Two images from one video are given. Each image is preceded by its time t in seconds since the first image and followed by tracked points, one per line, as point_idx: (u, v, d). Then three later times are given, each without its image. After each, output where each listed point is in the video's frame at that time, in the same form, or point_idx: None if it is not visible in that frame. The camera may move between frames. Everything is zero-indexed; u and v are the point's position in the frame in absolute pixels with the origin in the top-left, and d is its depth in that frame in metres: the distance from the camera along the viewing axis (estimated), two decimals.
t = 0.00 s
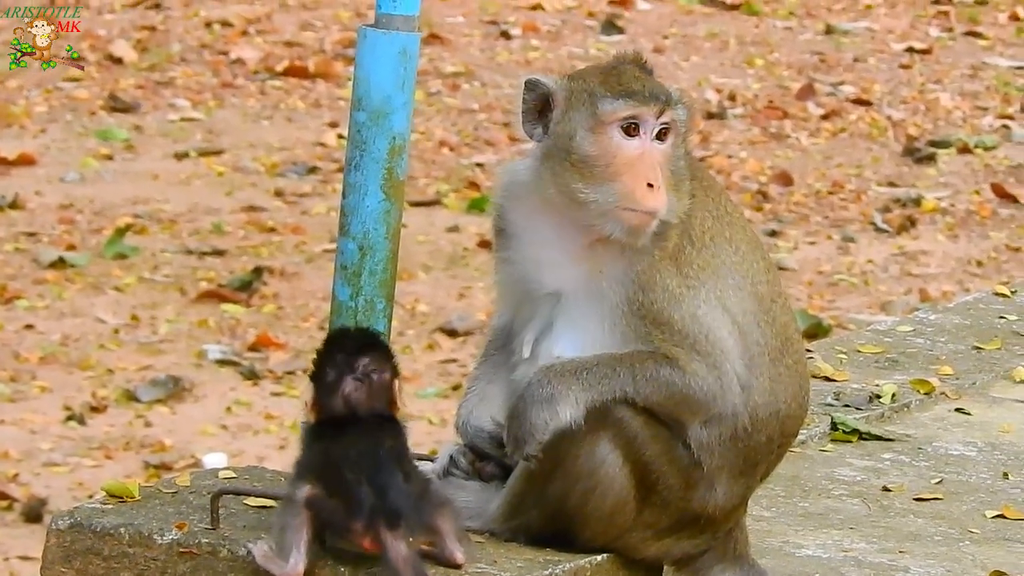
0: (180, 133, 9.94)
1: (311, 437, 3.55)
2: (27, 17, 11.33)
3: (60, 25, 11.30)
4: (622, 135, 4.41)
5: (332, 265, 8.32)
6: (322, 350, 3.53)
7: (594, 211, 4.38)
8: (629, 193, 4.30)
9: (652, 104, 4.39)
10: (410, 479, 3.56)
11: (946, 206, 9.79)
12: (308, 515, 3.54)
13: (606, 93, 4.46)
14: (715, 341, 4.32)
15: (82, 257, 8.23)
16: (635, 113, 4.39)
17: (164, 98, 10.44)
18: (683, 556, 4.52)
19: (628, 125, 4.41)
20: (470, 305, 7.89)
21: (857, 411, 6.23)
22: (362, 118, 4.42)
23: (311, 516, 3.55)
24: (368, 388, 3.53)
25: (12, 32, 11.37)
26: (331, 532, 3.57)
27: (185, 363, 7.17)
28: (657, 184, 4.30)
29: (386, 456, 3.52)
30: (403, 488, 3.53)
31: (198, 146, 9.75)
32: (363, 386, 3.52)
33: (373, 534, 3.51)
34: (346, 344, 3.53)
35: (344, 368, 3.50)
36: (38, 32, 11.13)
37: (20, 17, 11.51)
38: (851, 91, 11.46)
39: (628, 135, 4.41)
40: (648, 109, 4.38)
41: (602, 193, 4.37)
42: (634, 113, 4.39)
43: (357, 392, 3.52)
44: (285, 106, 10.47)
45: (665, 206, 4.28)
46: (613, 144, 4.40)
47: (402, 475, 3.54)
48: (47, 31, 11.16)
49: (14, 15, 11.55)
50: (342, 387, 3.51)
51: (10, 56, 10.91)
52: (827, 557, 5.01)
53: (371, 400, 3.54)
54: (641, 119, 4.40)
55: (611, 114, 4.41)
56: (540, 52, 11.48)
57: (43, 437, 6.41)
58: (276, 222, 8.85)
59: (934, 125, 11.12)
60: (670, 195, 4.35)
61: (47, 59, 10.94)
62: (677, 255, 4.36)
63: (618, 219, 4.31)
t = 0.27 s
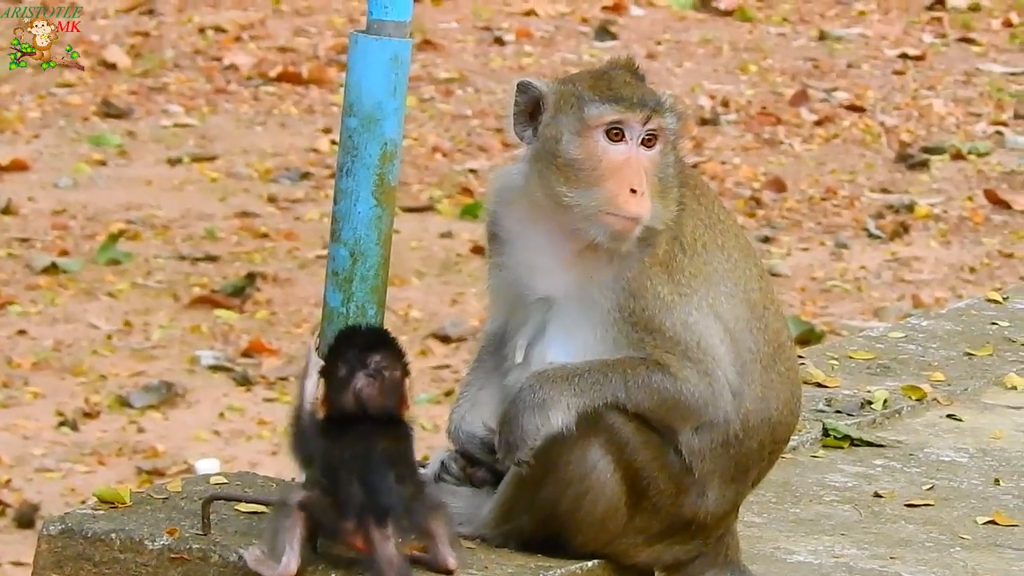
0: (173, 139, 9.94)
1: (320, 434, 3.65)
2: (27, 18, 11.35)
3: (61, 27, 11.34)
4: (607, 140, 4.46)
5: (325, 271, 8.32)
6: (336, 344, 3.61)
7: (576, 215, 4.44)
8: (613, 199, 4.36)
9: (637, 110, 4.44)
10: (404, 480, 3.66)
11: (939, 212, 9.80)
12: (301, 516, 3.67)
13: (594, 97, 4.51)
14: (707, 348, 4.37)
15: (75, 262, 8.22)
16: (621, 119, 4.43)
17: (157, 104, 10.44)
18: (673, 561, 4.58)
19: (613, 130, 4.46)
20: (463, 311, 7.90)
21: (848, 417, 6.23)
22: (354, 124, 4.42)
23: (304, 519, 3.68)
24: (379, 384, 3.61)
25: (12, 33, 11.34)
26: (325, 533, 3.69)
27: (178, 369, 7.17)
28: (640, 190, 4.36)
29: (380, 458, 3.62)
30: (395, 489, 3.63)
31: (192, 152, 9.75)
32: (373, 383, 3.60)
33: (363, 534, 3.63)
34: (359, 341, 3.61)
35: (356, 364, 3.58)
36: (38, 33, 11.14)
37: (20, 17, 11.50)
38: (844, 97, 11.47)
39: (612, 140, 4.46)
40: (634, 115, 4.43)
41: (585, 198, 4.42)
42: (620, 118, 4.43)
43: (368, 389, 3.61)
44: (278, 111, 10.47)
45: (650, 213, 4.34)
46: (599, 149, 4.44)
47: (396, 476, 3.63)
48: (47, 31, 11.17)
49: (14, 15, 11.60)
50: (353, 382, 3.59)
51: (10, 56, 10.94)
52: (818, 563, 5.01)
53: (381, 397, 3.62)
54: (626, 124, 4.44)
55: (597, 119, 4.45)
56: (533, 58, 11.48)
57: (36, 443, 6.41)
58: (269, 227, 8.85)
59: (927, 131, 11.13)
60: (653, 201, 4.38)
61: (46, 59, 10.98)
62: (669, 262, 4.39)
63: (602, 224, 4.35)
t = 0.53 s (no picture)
0: (168, 147, 9.94)
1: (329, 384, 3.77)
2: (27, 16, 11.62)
3: (60, 26, 11.62)
4: (559, 144, 4.52)
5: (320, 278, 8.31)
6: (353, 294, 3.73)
7: (540, 219, 4.53)
8: (555, 201, 4.47)
9: (590, 113, 4.50)
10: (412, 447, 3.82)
11: (934, 219, 9.80)
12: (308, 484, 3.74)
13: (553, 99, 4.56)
14: (702, 357, 4.43)
15: (70, 270, 8.22)
16: (568, 122, 4.50)
17: (152, 112, 10.44)
18: (672, 570, 4.65)
19: (566, 133, 4.53)
20: (458, 319, 7.89)
21: (844, 424, 6.23)
22: (349, 132, 4.42)
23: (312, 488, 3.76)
24: (389, 337, 3.74)
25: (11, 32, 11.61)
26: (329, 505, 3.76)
27: (174, 376, 7.17)
28: (581, 193, 4.46)
29: (389, 418, 3.76)
30: (405, 450, 3.79)
31: (187, 159, 9.75)
32: (385, 338, 3.74)
33: (369, 489, 3.75)
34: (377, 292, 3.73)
35: (370, 313, 3.71)
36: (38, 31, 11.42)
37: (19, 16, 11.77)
38: (839, 104, 11.48)
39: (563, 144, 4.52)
40: (579, 119, 4.50)
41: (543, 205, 4.51)
42: (568, 122, 4.50)
43: (378, 339, 3.73)
44: (273, 119, 10.47)
45: (593, 213, 4.46)
46: (550, 153, 4.51)
47: (405, 438, 3.79)
48: (46, 31, 11.45)
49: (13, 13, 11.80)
50: (366, 329, 3.72)
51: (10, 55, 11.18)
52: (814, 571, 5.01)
53: (389, 348, 3.75)
54: (573, 128, 4.51)
55: (546, 121, 4.52)
56: (528, 65, 11.49)
57: (32, 451, 6.40)
58: (265, 235, 8.85)
59: (922, 137, 11.14)
60: (611, 204, 4.48)
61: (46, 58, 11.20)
62: (662, 272, 4.46)
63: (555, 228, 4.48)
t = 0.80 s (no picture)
0: (165, 158, 9.94)
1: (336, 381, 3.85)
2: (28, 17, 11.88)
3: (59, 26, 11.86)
4: (552, 157, 4.52)
5: (317, 289, 8.31)
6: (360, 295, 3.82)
7: (536, 234, 4.52)
8: (552, 215, 4.46)
9: (580, 124, 4.50)
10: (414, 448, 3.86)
11: (931, 230, 9.81)
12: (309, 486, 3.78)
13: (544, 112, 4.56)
14: (697, 365, 4.44)
15: (67, 281, 8.21)
16: (561, 134, 4.50)
17: (149, 123, 10.44)
18: None
19: (557, 145, 4.52)
20: (455, 330, 7.89)
21: (842, 436, 6.23)
22: (347, 143, 4.42)
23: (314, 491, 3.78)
24: (401, 334, 3.83)
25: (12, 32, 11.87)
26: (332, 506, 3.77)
27: (170, 388, 7.16)
28: (580, 205, 4.45)
29: (395, 416, 3.82)
30: (407, 449, 3.82)
31: (184, 171, 9.74)
32: (395, 334, 3.83)
33: (369, 484, 3.74)
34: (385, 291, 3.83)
35: (381, 313, 3.80)
36: (38, 32, 11.68)
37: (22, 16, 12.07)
38: (836, 116, 11.49)
39: (558, 156, 4.52)
40: (573, 130, 4.50)
41: (537, 218, 4.50)
42: (559, 134, 4.50)
43: (390, 336, 3.83)
44: (270, 130, 10.47)
45: (593, 225, 4.44)
46: (545, 167, 4.50)
47: (408, 440, 3.83)
48: (47, 31, 11.72)
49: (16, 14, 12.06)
50: (378, 327, 3.81)
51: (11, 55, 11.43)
52: None
53: (400, 344, 3.84)
54: (568, 140, 4.52)
55: (537, 136, 4.52)
56: (525, 77, 11.50)
57: (28, 462, 6.39)
58: (262, 246, 8.84)
59: (919, 149, 11.15)
60: (609, 213, 4.47)
61: (45, 58, 11.44)
62: (657, 281, 4.47)
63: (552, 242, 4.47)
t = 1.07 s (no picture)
0: (165, 167, 9.94)
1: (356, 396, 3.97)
2: (26, 18, 11.93)
3: (60, 26, 11.99)
4: (562, 168, 4.57)
5: (317, 298, 8.30)
6: (383, 313, 3.96)
7: (544, 245, 4.56)
8: (565, 225, 4.49)
9: (592, 135, 4.54)
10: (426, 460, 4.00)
11: (931, 240, 9.81)
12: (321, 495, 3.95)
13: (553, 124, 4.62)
14: (699, 375, 4.46)
15: (67, 289, 8.21)
16: (573, 144, 4.55)
17: (149, 131, 10.44)
18: None
19: (567, 156, 4.57)
20: (455, 338, 7.88)
21: (843, 446, 6.23)
22: (349, 153, 4.42)
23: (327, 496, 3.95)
24: (430, 352, 3.98)
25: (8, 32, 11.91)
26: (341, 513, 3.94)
27: (170, 396, 7.15)
28: (594, 217, 4.47)
29: (410, 428, 3.97)
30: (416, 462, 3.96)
31: (184, 179, 9.74)
32: (418, 350, 3.97)
33: (379, 496, 3.92)
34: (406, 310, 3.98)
35: (409, 332, 3.95)
36: (37, 34, 11.72)
37: (21, 16, 12.11)
38: (836, 125, 11.49)
39: (568, 167, 4.57)
40: (586, 140, 4.54)
41: (545, 228, 4.54)
42: (571, 145, 4.55)
43: (420, 355, 3.97)
44: (270, 139, 10.47)
45: (606, 237, 4.46)
46: (555, 177, 4.55)
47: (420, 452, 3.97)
48: (46, 32, 11.79)
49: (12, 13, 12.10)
50: (407, 349, 3.96)
51: (10, 55, 11.42)
52: None
53: (429, 361, 3.99)
54: (579, 150, 4.56)
55: (548, 147, 4.57)
56: (525, 85, 11.50)
57: (28, 470, 6.38)
58: (261, 255, 8.84)
59: (920, 158, 11.15)
60: (620, 227, 4.49)
61: (46, 59, 11.49)
62: (659, 292, 4.49)
63: (562, 252, 4.49)
